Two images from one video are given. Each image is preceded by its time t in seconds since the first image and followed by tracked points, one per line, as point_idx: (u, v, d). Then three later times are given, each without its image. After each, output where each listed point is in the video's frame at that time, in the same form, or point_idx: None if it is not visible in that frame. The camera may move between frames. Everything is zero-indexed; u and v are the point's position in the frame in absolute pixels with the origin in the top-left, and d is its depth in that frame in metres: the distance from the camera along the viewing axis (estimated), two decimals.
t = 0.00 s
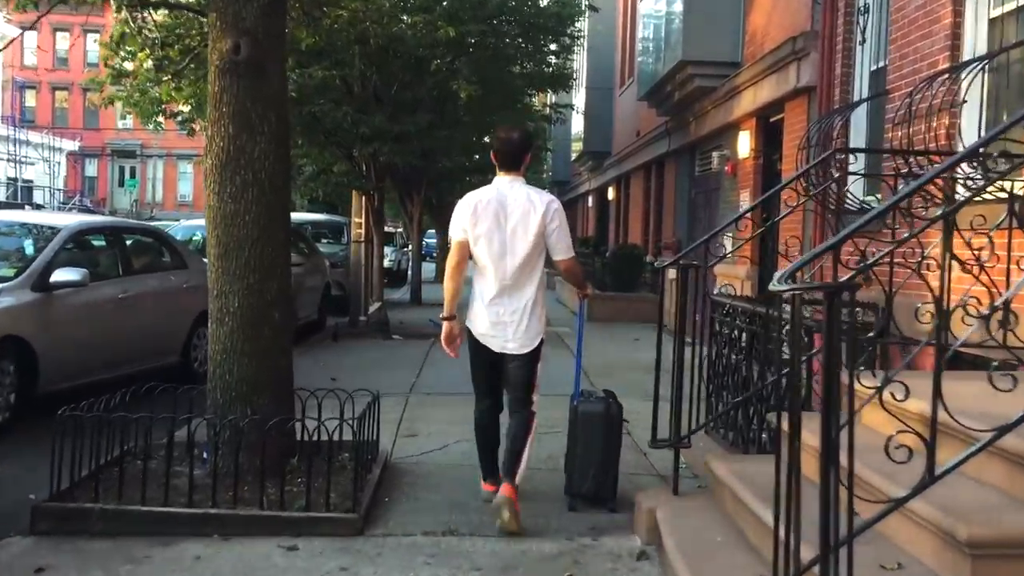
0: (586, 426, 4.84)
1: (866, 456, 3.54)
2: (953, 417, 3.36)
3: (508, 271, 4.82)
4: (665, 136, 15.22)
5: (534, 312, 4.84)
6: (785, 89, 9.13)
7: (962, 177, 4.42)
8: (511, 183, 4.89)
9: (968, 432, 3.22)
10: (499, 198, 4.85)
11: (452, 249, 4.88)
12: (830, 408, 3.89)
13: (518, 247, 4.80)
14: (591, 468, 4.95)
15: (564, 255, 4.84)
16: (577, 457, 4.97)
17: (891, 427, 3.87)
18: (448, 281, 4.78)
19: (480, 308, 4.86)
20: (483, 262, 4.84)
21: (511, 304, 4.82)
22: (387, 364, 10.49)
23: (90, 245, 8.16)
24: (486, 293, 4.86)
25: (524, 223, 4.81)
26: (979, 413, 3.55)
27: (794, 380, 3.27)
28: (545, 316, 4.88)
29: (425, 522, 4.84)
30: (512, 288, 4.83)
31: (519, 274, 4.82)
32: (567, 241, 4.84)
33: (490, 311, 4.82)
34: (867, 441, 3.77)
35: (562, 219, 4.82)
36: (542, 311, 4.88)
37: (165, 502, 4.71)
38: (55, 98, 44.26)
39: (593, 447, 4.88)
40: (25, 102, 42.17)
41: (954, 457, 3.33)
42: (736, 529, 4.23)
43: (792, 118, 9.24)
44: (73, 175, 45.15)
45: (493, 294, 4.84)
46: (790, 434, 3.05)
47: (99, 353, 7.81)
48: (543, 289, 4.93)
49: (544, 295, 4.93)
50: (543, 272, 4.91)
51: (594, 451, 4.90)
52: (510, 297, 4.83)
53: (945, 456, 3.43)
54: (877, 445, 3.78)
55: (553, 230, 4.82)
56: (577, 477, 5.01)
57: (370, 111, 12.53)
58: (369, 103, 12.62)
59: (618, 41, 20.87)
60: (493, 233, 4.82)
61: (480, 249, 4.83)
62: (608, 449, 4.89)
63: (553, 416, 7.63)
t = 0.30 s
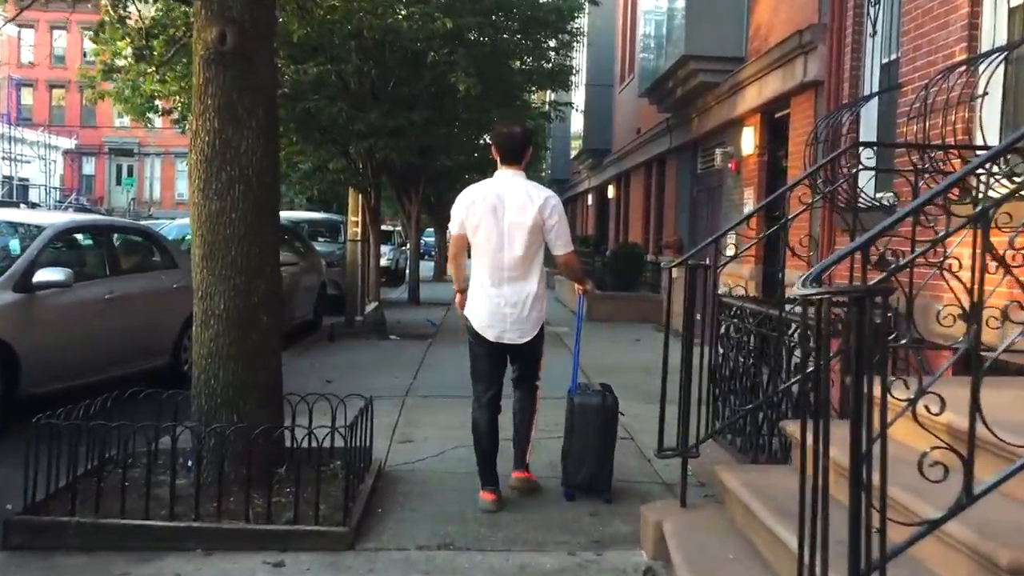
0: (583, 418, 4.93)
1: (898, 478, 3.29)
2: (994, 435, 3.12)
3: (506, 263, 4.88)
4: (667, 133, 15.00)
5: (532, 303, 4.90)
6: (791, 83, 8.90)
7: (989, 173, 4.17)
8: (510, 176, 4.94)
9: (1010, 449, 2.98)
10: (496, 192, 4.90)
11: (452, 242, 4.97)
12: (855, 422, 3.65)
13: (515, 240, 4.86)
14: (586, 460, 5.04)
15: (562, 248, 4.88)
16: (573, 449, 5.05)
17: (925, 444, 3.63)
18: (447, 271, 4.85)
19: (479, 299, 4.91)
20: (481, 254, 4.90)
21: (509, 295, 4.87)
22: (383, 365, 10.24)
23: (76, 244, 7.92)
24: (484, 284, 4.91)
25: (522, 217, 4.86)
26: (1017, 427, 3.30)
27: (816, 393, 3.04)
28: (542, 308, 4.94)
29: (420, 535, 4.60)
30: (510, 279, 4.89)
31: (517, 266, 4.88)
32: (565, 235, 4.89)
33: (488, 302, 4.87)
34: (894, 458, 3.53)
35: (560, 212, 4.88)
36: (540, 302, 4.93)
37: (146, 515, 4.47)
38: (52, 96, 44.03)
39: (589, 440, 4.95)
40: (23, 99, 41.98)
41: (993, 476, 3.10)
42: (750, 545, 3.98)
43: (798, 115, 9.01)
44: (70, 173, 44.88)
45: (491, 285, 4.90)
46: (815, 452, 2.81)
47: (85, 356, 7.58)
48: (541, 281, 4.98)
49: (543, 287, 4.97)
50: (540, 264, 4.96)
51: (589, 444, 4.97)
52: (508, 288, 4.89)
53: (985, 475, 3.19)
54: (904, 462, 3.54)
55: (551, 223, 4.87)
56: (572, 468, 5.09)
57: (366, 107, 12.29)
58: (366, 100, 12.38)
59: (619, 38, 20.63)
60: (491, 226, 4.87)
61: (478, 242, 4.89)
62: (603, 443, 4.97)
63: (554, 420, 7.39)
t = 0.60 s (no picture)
0: (580, 409, 5.12)
1: (933, 500, 3.01)
2: None
3: (509, 262, 5.05)
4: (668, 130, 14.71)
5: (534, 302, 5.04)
6: (797, 76, 8.63)
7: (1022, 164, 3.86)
8: (516, 180, 5.14)
9: None
10: (502, 193, 5.09)
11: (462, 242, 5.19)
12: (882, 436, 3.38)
13: (518, 239, 5.04)
14: (582, 451, 5.21)
15: (562, 248, 5.04)
16: (569, 439, 5.22)
17: (965, 457, 3.34)
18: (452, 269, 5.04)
19: (483, 296, 5.08)
20: (486, 253, 5.07)
21: (512, 292, 5.02)
22: (377, 367, 9.95)
23: (58, 241, 7.64)
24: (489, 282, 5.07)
25: (526, 218, 5.04)
26: None
27: (844, 405, 2.76)
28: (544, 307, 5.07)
29: (410, 552, 4.32)
30: (512, 278, 5.05)
31: (520, 265, 5.04)
32: (566, 235, 5.05)
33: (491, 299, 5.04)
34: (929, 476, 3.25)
35: (562, 214, 5.05)
36: (542, 301, 5.07)
37: (117, 530, 4.18)
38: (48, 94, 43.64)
39: (585, 430, 5.13)
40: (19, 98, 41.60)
41: None
42: (765, 566, 3.68)
43: (805, 109, 8.74)
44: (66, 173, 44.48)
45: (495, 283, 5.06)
46: (844, 470, 2.53)
47: (65, 358, 7.28)
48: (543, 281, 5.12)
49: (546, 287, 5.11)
50: (543, 264, 5.12)
51: (585, 434, 5.14)
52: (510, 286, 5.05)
53: None
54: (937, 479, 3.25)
55: (552, 225, 5.05)
56: (569, 459, 5.25)
57: (361, 102, 12.00)
58: (361, 95, 12.09)
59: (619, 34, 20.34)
60: (497, 226, 5.06)
61: (483, 241, 5.07)
62: (600, 433, 5.13)
63: (554, 424, 7.10)
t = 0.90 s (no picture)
0: (581, 404, 5.25)
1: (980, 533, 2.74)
2: None
3: (518, 257, 5.08)
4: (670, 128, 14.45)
5: (542, 297, 5.08)
6: (805, 71, 8.37)
7: None
8: (523, 175, 5.17)
9: None
10: (510, 189, 5.13)
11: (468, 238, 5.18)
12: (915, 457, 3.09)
13: (527, 234, 5.08)
14: (582, 443, 5.36)
15: (569, 243, 5.09)
16: (570, 432, 5.37)
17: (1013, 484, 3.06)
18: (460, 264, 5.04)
19: (492, 291, 5.10)
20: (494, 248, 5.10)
21: (521, 287, 5.06)
22: (372, 370, 9.67)
23: (41, 239, 7.38)
24: (497, 278, 5.10)
25: (534, 213, 5.09)
26: None
27: (883, 426, 2.49)
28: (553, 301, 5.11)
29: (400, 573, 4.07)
30: (521, 273, 5.08)
31: (529, 260, 5.08)
32: (574, 230, 5.10)
33: (500, 294, 5.06)
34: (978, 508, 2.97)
35: (570, 209, 5.10)
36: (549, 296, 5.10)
37: (87, 552, 3.90)
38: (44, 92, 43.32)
39: (586, 423, 5.27)
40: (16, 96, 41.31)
41: None
42: None
43: (813, 105, 8.48)
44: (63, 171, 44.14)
45: (503, 278, 5.09)
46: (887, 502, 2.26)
47: (46, 362, 7.00)
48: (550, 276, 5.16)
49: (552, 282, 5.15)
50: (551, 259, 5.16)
51: (586, 426, 5.28)
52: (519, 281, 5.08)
53: None
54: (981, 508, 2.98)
55: (560, 220, 5.09)
56: (570, 451, 5.40)
57: (356, 99, 11.73)
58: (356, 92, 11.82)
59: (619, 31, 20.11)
60: (505, 221, 5.10)
61: (491, 236, 5.10)
62: (599, 425, 5.28)
63: (553, 431, 6.85)
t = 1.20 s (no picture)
0: (587, 398, 5.27)
1: None
2: None
3: (519, 255, 4.99)
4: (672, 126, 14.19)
5: (543, 293, 5.00)
6: (816, 65, 8.09)
7: None
8: (522, 174, 5.10)
9: None
10: (510, 188, 5.04)
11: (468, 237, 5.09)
12: (961, 479, 2.84)
13: (528, 232, 5.00)
14: (588, 438, 5.37)
15: (570, 239, 5.03)
16: (574, 428, 5.38)
17: None
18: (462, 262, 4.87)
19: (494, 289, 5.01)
20: (495, 246, 5.02)
21: (523, 284, 4.98)
22: (368, 375, 9.37)
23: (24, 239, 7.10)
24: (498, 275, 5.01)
25: (535, 211, 5.01)
26: None
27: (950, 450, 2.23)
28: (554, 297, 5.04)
29: None
30: (523, 270, 4.99)
31: (531, 258, 4.99)
32: (574, 227, 5.05)
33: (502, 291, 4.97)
34: None
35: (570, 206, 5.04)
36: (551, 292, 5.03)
37: None
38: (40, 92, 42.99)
39: (592, 418, 5.29)
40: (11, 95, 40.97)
41: None
42: None
43: (823, 100, 8.22)
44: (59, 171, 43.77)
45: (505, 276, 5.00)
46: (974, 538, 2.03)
47: (27, 368, 6.71)
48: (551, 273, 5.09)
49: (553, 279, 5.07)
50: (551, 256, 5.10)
51: (592, 422, 5.30)
52: (521, 277, 4.99)
53: None
54: None
55: (560, 218, 5.03)
56: (575, 445, 5.41)
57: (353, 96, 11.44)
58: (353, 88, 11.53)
59: (620, 29, 19.84)
60: (506, 219, 5.01)
61: (492, 235, 5.02)
62: (605, 421, 5.29)
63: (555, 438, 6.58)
